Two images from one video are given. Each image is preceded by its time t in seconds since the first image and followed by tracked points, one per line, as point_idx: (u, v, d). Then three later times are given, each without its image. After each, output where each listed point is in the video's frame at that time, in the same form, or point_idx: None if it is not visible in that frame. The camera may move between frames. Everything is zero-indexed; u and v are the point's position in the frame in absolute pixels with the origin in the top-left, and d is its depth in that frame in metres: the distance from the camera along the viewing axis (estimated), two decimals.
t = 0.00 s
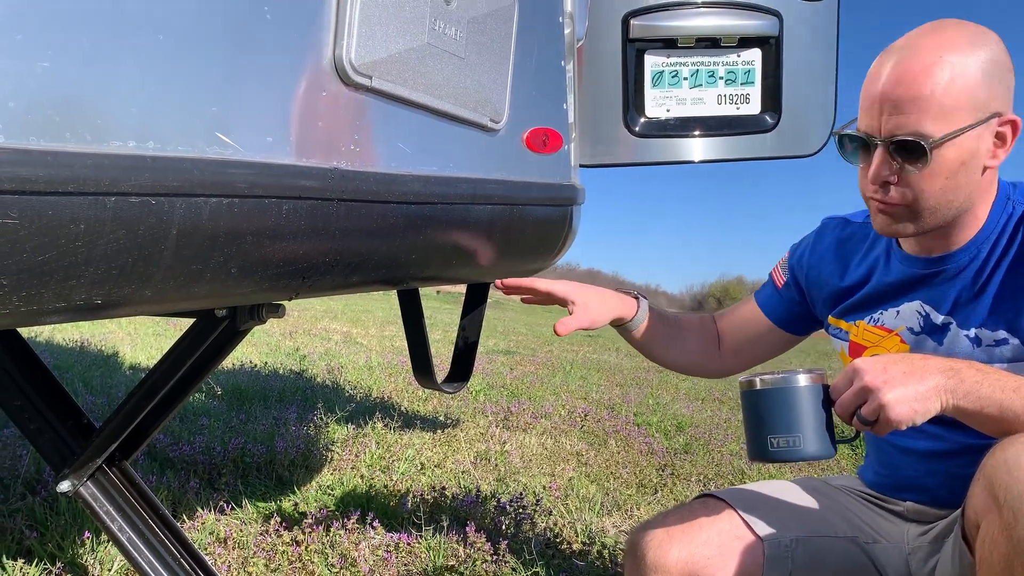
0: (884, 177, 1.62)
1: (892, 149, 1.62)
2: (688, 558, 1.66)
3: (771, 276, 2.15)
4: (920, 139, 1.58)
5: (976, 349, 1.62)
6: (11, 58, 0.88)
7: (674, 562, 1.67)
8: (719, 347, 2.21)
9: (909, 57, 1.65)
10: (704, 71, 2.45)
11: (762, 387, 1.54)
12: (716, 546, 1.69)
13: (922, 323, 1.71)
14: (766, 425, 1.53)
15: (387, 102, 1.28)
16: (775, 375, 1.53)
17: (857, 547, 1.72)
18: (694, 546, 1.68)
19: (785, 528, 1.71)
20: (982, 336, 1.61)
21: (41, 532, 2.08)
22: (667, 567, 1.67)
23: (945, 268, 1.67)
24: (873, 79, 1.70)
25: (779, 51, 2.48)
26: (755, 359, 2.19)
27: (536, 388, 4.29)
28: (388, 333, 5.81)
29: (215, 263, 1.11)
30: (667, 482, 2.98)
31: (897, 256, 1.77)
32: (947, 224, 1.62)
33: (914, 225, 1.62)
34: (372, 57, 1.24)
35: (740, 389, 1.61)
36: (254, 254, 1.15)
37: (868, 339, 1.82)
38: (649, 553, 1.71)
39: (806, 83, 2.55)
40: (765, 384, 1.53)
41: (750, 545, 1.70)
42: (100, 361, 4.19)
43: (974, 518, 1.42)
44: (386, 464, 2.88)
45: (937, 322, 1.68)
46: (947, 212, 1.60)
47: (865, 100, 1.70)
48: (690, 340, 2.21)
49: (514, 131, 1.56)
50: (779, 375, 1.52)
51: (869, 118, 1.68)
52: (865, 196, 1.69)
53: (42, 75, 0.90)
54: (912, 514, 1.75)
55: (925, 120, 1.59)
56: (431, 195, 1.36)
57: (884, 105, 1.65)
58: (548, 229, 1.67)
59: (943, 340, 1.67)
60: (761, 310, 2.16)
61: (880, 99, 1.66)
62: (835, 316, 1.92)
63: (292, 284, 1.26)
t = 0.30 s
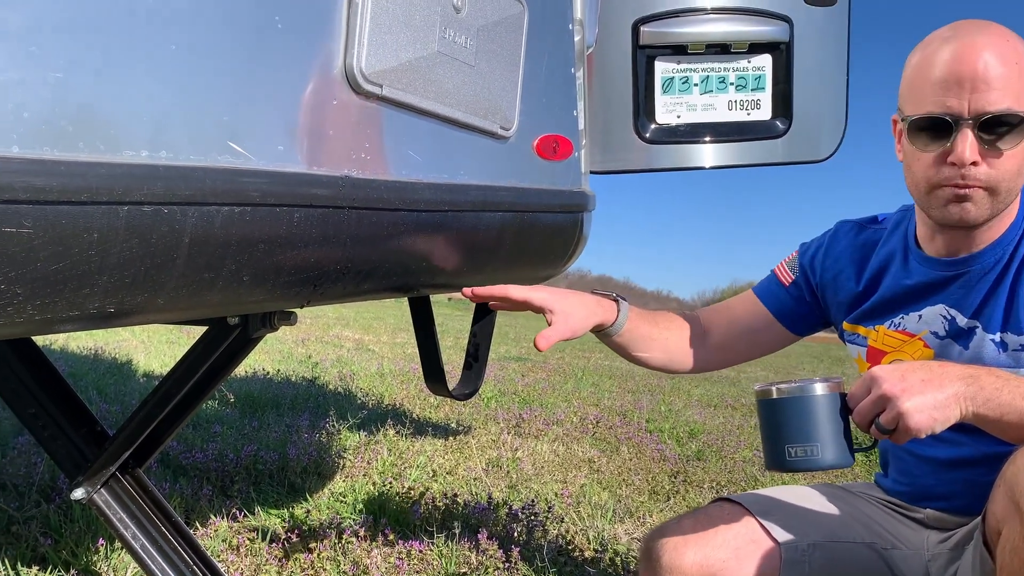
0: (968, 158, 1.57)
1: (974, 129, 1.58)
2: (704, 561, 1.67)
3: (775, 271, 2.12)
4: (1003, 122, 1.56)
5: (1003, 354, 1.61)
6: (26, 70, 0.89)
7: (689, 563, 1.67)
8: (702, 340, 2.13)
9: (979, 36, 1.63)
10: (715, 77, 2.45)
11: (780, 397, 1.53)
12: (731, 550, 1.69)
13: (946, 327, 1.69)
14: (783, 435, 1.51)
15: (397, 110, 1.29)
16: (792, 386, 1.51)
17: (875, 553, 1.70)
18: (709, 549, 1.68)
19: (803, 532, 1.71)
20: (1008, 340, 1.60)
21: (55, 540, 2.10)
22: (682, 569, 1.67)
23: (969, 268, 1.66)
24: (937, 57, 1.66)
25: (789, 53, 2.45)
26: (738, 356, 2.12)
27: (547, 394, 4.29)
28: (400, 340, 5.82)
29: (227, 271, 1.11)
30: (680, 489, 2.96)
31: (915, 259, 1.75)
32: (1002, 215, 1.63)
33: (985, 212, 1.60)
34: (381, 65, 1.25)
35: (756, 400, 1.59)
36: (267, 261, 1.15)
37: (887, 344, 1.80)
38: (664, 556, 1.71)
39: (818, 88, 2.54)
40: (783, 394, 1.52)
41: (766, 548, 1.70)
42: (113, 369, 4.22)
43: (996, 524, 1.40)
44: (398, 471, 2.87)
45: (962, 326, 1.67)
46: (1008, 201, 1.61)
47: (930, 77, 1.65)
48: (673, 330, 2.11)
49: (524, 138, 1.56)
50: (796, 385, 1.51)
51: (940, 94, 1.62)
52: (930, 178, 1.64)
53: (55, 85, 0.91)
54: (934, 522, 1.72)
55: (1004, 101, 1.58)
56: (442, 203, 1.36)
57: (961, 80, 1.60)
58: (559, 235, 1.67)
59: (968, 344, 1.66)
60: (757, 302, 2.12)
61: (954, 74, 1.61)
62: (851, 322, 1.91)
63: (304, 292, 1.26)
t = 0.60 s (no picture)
0: (985, 148, 1.57)
1: (991, 120, 1.57)
2: (719, 564, 1.66)
3: (789, 270, 2.10)
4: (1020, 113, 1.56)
5: (1021, 355, 1.58)
6: (42, 77, 0.90)
7: (703, 566, 1.67)
8: (716, 339, 2.12)
9: (996, 30, 1.63)
10: (727, 77, 2.44)
11: (794, 398, 1.52)
12: (746, 552, 1.68)
13: (963, 328, 1.67)
14: (797, 435, 1.50)
15: (408, 114, 1.29)
16: (806, 385, 1.50)
17: (892, 555, 1.69)
18: (722, 551, 1.68)
19: (819, 535, 1.69)
20: None
21: (73, 542, 2.12)
22: (697, 572, 1.67)
23: (986, 268, 1.64)
24: (954, 50, 1.67)
25: (802, 53, 2.44)
26: (752, 356, 2.11)
27: (561, 396, 4.28)
28: (413, 342, 5.83)
29: (241, 275, 1.12)
30: (695, 491, 2.94)
31: (932, 259, 1.74)
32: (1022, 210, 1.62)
33: (1005, 204, 1.59)
34: (393, 69, 1.25)
35: (771, 399, 1.58)
36: (279, 266, 1.16)
37: (903, 345, 1.78)
38: (679, 559, 1.72)
39: (832, 87, 2.52)
40: (797, 395, 1.51)
41: (781, 550, 1.69)
42: (129, 372, 4.26)
43: (1016, 526, 1.38)
44: (411, 473, 2.88)
45: (980, 326, 1.64)
46: None
47: (947, 70, 1.66)
48: (688, 330, 2.10)
49: (535, 140, 1.56)
50: (812, 385, 1.50)
51: (956, 86, 1.63)
52: (947, 171, 1.64)
53: (70, 91, 0.92)
54: (952, 524, 1.69)
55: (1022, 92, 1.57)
56: (454, 206, 1.36)
57: (978, 72, 1.60)
58: (571, 237, 1.67)
59: (986, 344, 1.63)
60: (772, 302, 2.11)
61: (971, 67, 1.62)
62: (865, 323, 1.89)
63: (318, 296, 1.27)
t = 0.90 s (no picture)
0: (982, 150, 1.56)
1: (989, 122, 1.56)
2: (724, 567, 1.66)
3: (795, 270, 2.09)
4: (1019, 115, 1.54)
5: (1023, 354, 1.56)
6: (48, 84, 0.90)
7: (707, 569, 1.67)
8: (723, 339, 2.11)
9: (996, 32, 1.62)
10: (734, 78, 2.44)
11: (796, 402, 1.51)
12: (751, 556, 1.68)
13: (966, 327, 1.66)
14: (798, 440, 1.50)
15: (413, 118, 1.29)
16: (808, 390, 1.49)
17: (897, 559, 1.68)
18: (727, 554, 1.68)
19: (825, 538, 1.68)
20: None
21: (83, 545, 2.13)
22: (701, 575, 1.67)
23: (988, 266, 1.63)
24: (954, 52, 1.65)
25: (809, 53, 2.43)
26: (757, 356, 2.10)
27: (569, 398, 4.27)
28: (422, 344, 5.84)
29: (247, 280, 1.13)
30: (704, 493, 2.93)
31: (936, 258, 1.73)
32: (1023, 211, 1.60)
33: (1003, 205, 1.57)
34: (397, 74, 1.25)
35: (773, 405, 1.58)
36: (285, 270, 1.16)
37: (906, 344, 1.77)
38: (683, 561, 1.72)
39: (840, 88, 2.50)
40: (799, 399, 1.50)
41: (786, 554, 1.68)
42: (139, 375, 4.28)
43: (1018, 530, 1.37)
44: (419, 476, 2.88)
45: (981, 325, 1.63)
46: None
47: (946, 72, 1.64)
48: (694, 330, 2.09)
49: (541, 143, 1.56)
50: (813, 389, 1.49)
51: (955, 88, 1.61)
52: (945, 172, 1.62)
53: (77, 99, 0.93)
54: (958, 528, 1.68)
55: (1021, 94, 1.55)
56: (460, 209, 1.37)
57: (977, 74, 1.59)
58: (577, 239, 1.66)
59: (988, 343, 1.62)
60: (778, 301, 2.10)
61: (969, 69, 1.60)
62: (871, 323, 1.88)
63: (324, 299, 1.27)
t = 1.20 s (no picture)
0: (967, 156, 1.57)
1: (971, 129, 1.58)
2: (717, 569, 1.67)
3: (789, 276, 2.10)
4: (1000, 121, 1.56)
5: (1011, 360, 1.57)
6: (45, 90, 0.91)
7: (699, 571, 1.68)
8: (718, 344, 2.12)
9: (976, 40, 1.64)
10: (730, 82, 2.44)
11: (785, 406, 1.51)
12: (743, 558, 1.69)
13: (956, 332, 1.66)
14: (787, 443, 1.50)
15: (410, 124, 1.30)
16: (797, 394, 1.50)
17: (890, 562, 1.69)
18: (719, 556, 1.68)
19: (817, 541, 1.68)
20: (1017, 345, 1.56)
21: (79, 548, 2.13)
22: None
23: (977, 272, 1.63)
24: (935, 61, 1.67)
25: (806, 58, 2.45)
26: (752, 360, 2.11)
27: (567, 401, 4.27)
28: (420, 347, 5.83)
29: (243, 285, 1.13)
30: (701, 496, 2.93)
31: (926, 263, 1.73)
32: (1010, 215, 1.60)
33: (989, 210, 1.58)
34: (394, 79, 1.26)
35: (762, 407, 1.58)
36: (281, 275, 1.16)
37: (898, 349, 1.77)
38: (676, 562, 1.73)
39: (836, 92, 2.51)
40: (788, 403, 1.50)
41: (778, 556, 1.68)
42: (136, 377, 4.28)
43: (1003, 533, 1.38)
44: (417, 479, 2.89)
45: (972, 330, 1.64)
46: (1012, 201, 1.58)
47: (928, 80, 1.66)
48: (687, 334, 2.11)
49: (538, 148, 1.56)
50: (802, 393, 1.50)
51: (937, 96, 1.63)
52: (930, 179, 1.64)
53: (74, 105, 0.93)
54: (951, 531, 1.68)
55: (1000, 100, 1.57)
56: (457, 214, 1.37)
57: (958, 82, 1.61)
58: (573, 244, 1.67)
59: (978, 349, 1.63)
60: (772, 306, 2.11)
61: (951, 77, 1.62)
62: (863, 328, 1.88)
63: (320, 304, 1.27)
